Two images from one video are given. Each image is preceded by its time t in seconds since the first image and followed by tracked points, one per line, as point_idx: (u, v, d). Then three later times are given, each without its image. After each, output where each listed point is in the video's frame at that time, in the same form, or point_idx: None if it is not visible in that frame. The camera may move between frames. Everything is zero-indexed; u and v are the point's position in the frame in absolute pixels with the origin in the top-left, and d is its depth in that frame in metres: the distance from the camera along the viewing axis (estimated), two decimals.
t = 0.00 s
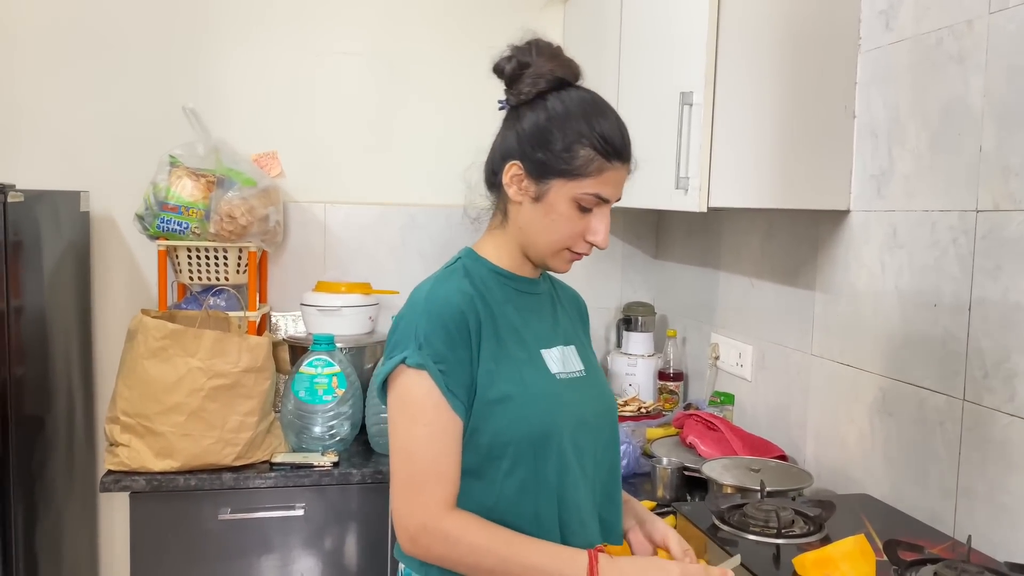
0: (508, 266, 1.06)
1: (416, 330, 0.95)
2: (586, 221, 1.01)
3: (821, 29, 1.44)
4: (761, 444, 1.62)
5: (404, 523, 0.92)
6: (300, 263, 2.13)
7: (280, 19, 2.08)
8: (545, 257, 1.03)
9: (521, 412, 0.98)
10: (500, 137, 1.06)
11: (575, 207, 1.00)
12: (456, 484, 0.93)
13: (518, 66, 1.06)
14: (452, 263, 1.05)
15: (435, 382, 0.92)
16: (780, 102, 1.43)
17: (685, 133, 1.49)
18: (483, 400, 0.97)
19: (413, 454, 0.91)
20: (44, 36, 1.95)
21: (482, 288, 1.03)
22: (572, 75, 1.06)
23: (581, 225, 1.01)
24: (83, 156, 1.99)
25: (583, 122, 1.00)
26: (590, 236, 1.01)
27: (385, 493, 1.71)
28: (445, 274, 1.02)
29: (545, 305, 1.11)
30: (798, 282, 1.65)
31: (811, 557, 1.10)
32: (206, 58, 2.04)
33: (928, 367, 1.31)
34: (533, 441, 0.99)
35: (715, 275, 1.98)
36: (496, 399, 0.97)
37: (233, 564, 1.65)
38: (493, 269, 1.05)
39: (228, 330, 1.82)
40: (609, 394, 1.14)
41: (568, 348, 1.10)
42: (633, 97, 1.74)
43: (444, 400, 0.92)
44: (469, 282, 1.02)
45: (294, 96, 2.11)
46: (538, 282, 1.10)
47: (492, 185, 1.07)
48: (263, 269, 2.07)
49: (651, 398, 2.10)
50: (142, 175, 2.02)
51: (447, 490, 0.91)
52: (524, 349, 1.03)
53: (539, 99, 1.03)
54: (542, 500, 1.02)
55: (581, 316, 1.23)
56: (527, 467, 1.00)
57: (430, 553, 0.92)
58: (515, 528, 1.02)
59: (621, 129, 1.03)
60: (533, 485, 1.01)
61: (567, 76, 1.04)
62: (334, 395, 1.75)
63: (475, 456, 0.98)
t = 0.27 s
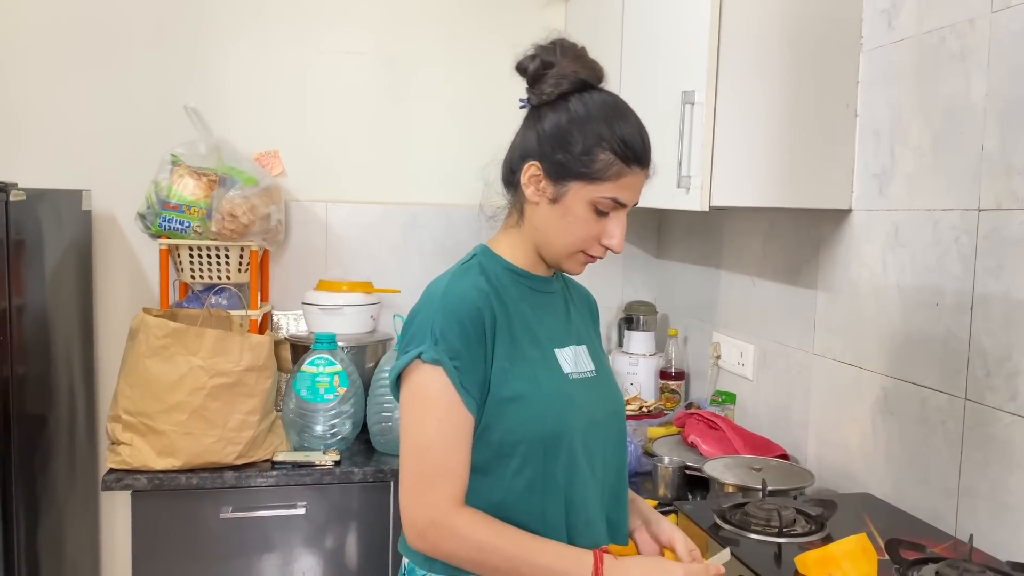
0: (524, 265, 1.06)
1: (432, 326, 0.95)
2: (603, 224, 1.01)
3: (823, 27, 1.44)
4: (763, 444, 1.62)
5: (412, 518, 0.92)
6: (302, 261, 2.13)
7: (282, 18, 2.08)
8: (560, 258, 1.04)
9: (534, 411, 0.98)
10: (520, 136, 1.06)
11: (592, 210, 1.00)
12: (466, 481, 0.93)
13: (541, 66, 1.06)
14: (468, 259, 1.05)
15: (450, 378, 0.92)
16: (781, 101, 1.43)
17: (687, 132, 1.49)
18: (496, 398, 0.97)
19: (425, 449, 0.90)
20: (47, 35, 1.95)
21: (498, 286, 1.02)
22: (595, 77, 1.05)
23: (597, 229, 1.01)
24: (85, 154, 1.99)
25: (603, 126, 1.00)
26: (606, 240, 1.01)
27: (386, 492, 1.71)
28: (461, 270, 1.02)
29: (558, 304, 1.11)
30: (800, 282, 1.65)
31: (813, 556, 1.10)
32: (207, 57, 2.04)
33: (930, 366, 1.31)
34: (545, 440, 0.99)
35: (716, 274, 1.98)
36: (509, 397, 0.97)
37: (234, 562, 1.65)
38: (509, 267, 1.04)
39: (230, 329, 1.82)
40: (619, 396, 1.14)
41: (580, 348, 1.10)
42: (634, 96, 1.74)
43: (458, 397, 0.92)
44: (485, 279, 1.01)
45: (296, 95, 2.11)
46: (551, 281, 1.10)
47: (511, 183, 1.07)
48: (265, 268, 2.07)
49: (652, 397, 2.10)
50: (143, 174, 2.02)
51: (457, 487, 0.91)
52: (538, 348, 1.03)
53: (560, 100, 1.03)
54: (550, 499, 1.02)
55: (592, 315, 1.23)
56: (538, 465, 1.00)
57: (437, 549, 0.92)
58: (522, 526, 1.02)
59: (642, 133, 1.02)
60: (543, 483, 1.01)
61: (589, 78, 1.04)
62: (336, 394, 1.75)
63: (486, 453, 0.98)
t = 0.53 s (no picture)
0: (530, 264, 1.06)
1: (435, 324, 0.95)
2: (607, 223, 1.01)
3: (825, 26, 1.43)
4: (764, 443, 1.62)
5: (408, 514, 0.92)
6: (303, 261, 2.12)
7: (283, 17, 2.08)
8: (564, 257, 1.03)
9: (537, 410, 0.98)
10: (524, 135, 1.06)
11: (596, 209, 0.99)
12: (465, 479, 0.92)
13: (546, 65, 1.06)
14: (474, 257, 1.05)
15: (452, 376, 0.91)
16: (783, 100, 1.43)
17: (688, 131, 1.49)
18: (499, 397, 0.96)
19: (424, 446, 0.90)
20: (47, 34, 1.95)
21: (503, 284, 1.02)
22: (599, 75, 1.05)
23: (601, 227, 1.00)
24: (85, 153, 1.99)
25: (607, 124, 0.99)
26: (610, 238, 1.01)
27: (387, 491, 1.71)
28: (467, 268, 1.02)
29: (564, 302, 1.11)
30: (801, 281, 1.64)
31: (815, 556, 1.10)
32: (208, 56, 2.04)
33: (932, 366, 1.30)
34: (548, 440, 0.98)
35: (717, 273, 1.98)
36: (512, 396, 0.97)
37: (234, 562, 1.65)
38: (515, 266, 1.04)
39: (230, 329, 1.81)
40: (624, 396, 1.14)
41: (587, 347, 1.10)
42: (636, 96, 1.74)
43: (460, 395, 0.91)
44: (490, 278, 1.01)
45: (296, 94, 2.10)
46: (557, 280, 1.09)
47: (516, 182, 1.07)
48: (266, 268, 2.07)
49: (652, 397, 2.09)
50: (144, 174, 2.02)
51: (456, 485, 0.91)
52: (543, 347, 1.03)
53: (564, 99, 1.03)
54: (552, 498, 1.02)
55: (599, 314, 1.22)
56: (539, 465, 1.00)
57: (434, 546, 0.91)
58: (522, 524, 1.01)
59: (646, 131, 1.02)
60: (544, 482, 1.01)
61: (592, 76, 1.03)
62: (337, 393, 1.75)
63: (487, 452, 0.98)
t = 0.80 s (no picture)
0: (529, 266, 1.06)
1: (432, 326, 0.94)
2: (603, 222, 1.00)
3: (824, 28, 1.43)
4: (764, 445, 1.62)
5: (405, 516, 0.92)
6: (301, 262, 2.12)
7: (282, 18, 2.08)
8: (562, 258, 1.03)
9: (534, 413, 0.97)
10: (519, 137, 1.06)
11: (591, 208, 0.99)
12: (462, 482, 0.92)
13: (539, 65, 1.06)
14: (473, 259, 1.05)
15: (447, 379, 0.91)
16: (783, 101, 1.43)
17: (688, 132, 1.49)
18: (496, 400, 0.96)
19: (420, 449, 0.90)
20: (45, 34, 1.95)
21: (502, 286, 1.02)
22: (593, 74, 1.04)
23: (597, 227, 1.00)
24: (84, 154, 1.99)
25: (600, 123, 0.99)
26: (607, 238, 1.00)
27: (385, 493, 1.71)
28: (465, 270, 1.02)
29: (564, 304, 1.10)
30: (801, 282, 1.64)
31: (815, 559, 1.09)
32: (206, 57, 2.04)
33: (932, 368, 1.30)
34: (545, 443, 0.98)
35: (717, 275, 1.98)
36: (509, 399, 0.96)
37: (233, 564, 1.64)
38: (514, 267, 1.04)
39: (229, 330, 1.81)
40: (625, 398, 1.13)
41: (587, 349, 1.09)
42: (635, 97, 1.74)
43: (456, 398, 0.91)
44: (488, 280, 1.01)
45: (295, 95, 2.10)
46: (558, 282, 1.09)
47: (512, 185, 1.06)
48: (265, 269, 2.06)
49: (652, 398, 2.09)
50: (143, 174, 2.02)
51: (452, 488, 0.91)
52: (542, 349, 1.02)
53: (557, 99, 1.02)
54: (550, 501, 1.01)
55: (601, 315, 1.22)
56: (537, 468, 0.99)
57: (430, 549, 0.91)
58: (519, 527, 1.01)
59: (640, 129, 1.01)
60: (542, 486, 1.00)
61: (588, 76, 1.03)
62: (335, 395, 1.75)
63: (485, 454, 0.97)
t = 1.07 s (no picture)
0: (531, 267, 1.05)
1: (433, 330, 0.94)
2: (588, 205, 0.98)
3: (823, 29, 1.43)
4: (763, 448, 1.61)
5: (403, 521, 0.91)
6: (300, 264, 2.12)
7: (281, 19, 2.07)
8: (557, 250, 1.00)
9: (536, 419, 0.97)
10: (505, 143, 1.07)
11: (571, 190, 0.97)
12: (461, 489, 0.92)
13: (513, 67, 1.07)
14: (475, 262, 1.04)
15: (449, 384, 0.90)
16: (782, 103, 1.43)
17: (686, 134, 1.48)
18: (498, 405, 0.96)
19: (420, 454, 0.90)
20: (43, 35, 1.94)
21: (504, 290, 1.01)
22: (565, 65, 1.04)
23: (582, 210, 0.97)
24: (81, 155, 1.98)
25: (566, 108, 0.99)
26: (595, 219, 0.97)
27: (384, 496, 1.70)
28: (468, 273, 1.01)
29: (567, 308, 1.10)
30: (801, 284, 1.64)
31: (815, 561, 1.08)
32: (205, 58, 2.03)
33: (932, 370, 1.30)
34: (546, 449, 0.98)
35: (716, 276, 1.98)
36: (511, 404, 0.96)
37: (231, 566, 1.64)
38: (516, 270, 1.04)
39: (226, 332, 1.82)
40: (627, 403, 1.13)
41: (589, 354, 1.09)
42: (635, 99, 1.74)
43: (457, 403, 0.91)
44: (491, 284, 1.00)
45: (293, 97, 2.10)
46: (561, 284, 1.09)
47: (505, 191, 1.08)
48: (263, 271, 2.06)
49: (651, 400, 2.09)
50: (141, 175, 2.02)
51: (452, 495, 0.90)
52: (544, 353, 1.02)
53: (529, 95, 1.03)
54: (550, 506, 1.01)
55: (604, 317, 1.21)
56: (537, 473, 0.99)
57: (428, 555, 0.91)
58: (519, 533, 1.01)
59: (611, 106, 0.99)
60: (542, 491, 1.00)
61: (558, 64, 1.03)
62: (333, 397, 1.74)
63: (486, 459, 0.97)
